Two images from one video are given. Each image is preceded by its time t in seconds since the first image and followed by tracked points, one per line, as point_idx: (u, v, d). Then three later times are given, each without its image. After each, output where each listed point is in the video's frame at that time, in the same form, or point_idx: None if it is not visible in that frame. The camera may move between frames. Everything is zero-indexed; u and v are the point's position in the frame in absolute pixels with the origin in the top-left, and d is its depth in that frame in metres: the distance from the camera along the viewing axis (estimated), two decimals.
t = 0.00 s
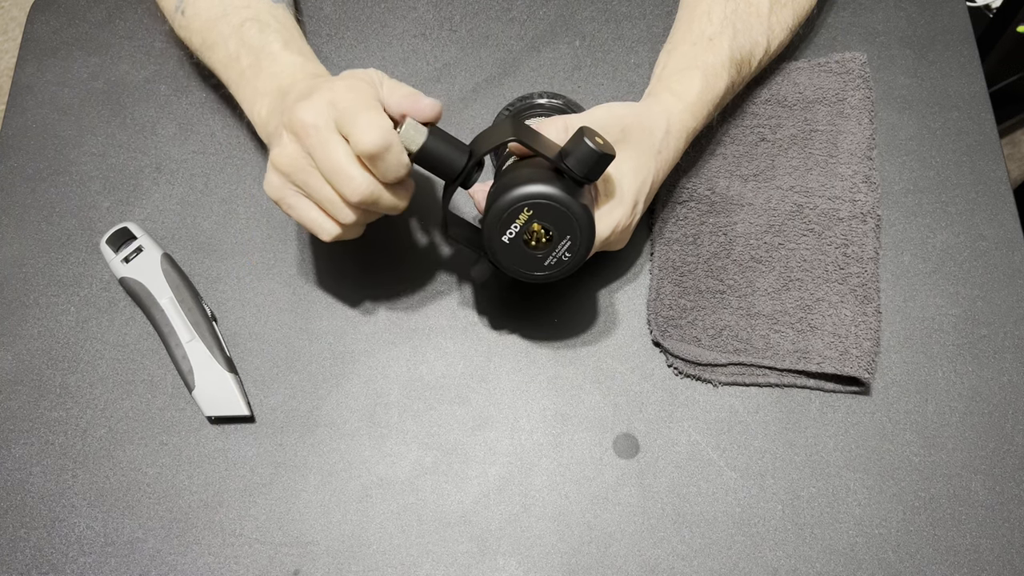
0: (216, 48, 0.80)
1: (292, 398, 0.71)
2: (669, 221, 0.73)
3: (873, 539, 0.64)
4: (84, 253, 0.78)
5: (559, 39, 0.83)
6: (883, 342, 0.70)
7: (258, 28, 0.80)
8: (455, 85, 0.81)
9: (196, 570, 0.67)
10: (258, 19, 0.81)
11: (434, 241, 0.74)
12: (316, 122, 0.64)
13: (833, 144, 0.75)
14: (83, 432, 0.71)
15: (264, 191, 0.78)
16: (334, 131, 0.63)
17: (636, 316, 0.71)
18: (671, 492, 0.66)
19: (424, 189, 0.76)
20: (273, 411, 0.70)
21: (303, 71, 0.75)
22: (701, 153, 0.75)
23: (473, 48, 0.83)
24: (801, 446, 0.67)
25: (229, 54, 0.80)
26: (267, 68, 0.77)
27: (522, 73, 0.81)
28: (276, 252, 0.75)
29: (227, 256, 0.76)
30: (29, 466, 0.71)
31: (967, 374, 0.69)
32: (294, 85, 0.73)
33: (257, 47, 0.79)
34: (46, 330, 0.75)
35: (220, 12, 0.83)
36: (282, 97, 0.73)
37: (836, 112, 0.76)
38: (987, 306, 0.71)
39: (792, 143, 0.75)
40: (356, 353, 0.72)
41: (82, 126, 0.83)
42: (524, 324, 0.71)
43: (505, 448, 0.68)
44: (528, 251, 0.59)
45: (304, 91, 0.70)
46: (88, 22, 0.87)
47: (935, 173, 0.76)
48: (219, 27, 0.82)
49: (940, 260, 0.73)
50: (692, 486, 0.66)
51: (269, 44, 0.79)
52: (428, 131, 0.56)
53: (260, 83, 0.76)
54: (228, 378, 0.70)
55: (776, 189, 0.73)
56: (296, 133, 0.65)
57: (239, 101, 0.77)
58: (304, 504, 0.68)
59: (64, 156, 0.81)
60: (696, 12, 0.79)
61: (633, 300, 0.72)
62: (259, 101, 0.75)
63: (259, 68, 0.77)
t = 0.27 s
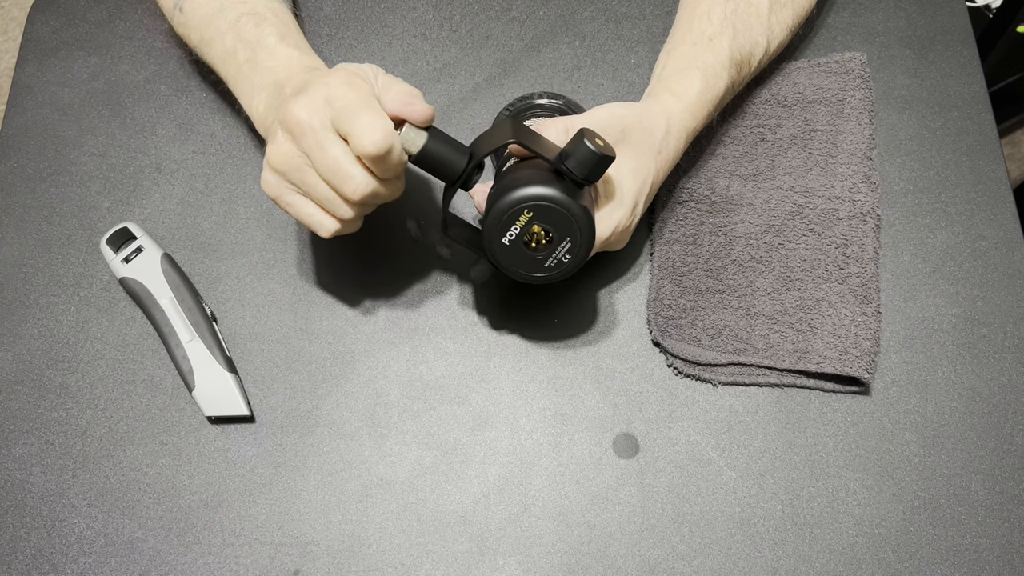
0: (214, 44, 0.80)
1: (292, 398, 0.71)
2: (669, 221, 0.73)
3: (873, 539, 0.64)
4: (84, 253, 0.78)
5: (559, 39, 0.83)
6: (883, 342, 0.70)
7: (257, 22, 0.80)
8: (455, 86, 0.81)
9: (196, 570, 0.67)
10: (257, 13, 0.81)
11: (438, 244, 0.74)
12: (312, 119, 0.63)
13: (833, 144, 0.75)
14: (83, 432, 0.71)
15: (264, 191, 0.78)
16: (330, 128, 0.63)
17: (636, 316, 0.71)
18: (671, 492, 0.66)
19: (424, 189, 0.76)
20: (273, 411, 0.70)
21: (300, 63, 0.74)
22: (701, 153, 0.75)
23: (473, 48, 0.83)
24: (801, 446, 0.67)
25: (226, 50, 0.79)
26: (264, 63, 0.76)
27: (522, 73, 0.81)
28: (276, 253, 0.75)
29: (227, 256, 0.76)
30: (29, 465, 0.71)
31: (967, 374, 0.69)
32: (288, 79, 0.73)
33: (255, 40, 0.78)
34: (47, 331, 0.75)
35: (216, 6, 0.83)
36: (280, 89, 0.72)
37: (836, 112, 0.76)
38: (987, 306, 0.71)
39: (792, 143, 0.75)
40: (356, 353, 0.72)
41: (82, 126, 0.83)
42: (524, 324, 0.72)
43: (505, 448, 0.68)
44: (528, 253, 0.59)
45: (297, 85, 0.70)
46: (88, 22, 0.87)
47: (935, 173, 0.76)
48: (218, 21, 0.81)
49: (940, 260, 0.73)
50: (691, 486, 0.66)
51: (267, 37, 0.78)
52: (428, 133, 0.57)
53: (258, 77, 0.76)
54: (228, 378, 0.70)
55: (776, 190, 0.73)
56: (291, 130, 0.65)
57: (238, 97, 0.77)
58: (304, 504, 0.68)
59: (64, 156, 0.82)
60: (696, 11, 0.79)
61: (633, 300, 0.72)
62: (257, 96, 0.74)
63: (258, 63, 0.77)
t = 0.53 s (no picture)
0: (215, 46, 0.80)
1: (292, 398, 0.71)
2: (669, 221, 0.73)
3: (873, 539, 0.64)
4: (84, 253, 0.78)
5: (559, 39, 0.83)
6: (883, 342, 0.70)
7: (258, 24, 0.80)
8: (455, 86, 0.81)
9: (196, 570, 0.67)
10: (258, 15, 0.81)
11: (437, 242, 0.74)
12: (313, 125, 0.64)
13: (833, 144, 0.75)
14: (83, 432, 0.71)
15: (264, 191, 0.78)
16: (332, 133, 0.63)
17: (636, 316, 0.71)
18: (671, 492, 0.66)
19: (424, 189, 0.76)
20: (272, 411, 0.70)
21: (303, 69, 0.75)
22: (701, 153, 0.75)
23: (473, 48, 0.83)
24: (801, 446, 0.67)
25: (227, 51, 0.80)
26: (266, 66, 0.77)
27: (522, 73, 0.81)
28: (276, 253, 0.75)
29: (227, 256, 0.76)
30: (29, 465, 0.71)
31: (967, 374, 0.69)
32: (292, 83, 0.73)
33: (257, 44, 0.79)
34: (47, 331, 0.75)
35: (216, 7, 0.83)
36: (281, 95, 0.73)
37: (836, 112, 0.76)
38: (987, 306, 0.71)
39: (791, 143, 0.75)
40: (356, 353, 0.72)
41: (82, 126, 0.83)
42: (523, 324, 0.71)
43: (505, 448, 0.68)
44: (532, 254, 0.59)
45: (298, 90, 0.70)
46: (88, 22, 0.87)
47: (935, 173, 0.76)
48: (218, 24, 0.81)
49: (940, 260, 0.73)
50: (691, 486, 0.66)
51: (268, 41, 0.79)
52: (434, 133, 0.56)
53: (260, 82, 0.76)
54: (228, 378, 0.70)
55: (776, 190, 0.73)
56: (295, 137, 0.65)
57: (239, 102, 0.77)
58: (304, 504, 0.68)
59: (64, 156, 0.82)
60: (696, 12, 0.79)
61: (633, 300, 0.72)
62: (258, 101, 0.75)
63: (260, 66, 0.77)
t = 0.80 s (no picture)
0: (235, 50, 0.80)
1: (292, 398, 0.71)
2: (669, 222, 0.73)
3: (873, 539, 0.64)
4: (84, 253, 0.78)
5: (559, 39, 0.83)
6: (883, 342, 0.70)
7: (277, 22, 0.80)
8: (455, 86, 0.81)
9: (197, 570, 0.67)
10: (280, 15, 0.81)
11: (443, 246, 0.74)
12: (387, 105, 0.64)
13: (833, 144, 0.75)
14: (83, 432, 0.71)
15: (264, 191, 0.78)
16: (411, 111, 0.64)
17: (636, 316, 0.71)
18: (671, 492, 0.66)
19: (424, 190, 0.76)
20: (272, 411, 0.70)
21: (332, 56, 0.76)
22: (702, 153, 0.75)
23: (473, 48, 0.83)
24: (801, 446, 0.67)
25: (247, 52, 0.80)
26: (290, 61, 0.77)
27: (522, 73, 0.81)
28: (276, 253, 0.76)
29: (227, 256, 0.76)
30: (29, 465, 0.71)
31: (967, 374, 0.69)
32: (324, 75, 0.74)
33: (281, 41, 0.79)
34: (47, 330, 0.75)
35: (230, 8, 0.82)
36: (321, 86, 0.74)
37: (836, 112, 0.76)
38: (987, 306, 0.71)
39: (791, 143, 0.75)
40: (356, 353, 0.72)
41: (82, 126, 0.83)
42: (525, 326, 0.71)
43: (505, 448, 0.68)
44: (578, 279, 0.58)
45: (344, 78, 0.71)
46: (88, 23, 0.87)
47: (935, 173, 0.76)
48: (236, 22, 0.81)
49: (940, 260, 0.73)
50: (691, 486, 0.66)
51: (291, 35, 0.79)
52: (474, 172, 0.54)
53: (286, 77, 0.77)
54: (228, 378, 0.70)
55: (776, 190, 0.73)
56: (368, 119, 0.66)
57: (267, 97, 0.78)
58: (304, 504, 0.68)
59: (64, 156, 0.81)
60: (703, 14, 0.78)
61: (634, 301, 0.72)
62: (290, 95, 0.76)
63: (283, 62, 0.77)
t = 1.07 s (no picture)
0: (244, 34, 0.82)
1: (292, 398, 0.71)
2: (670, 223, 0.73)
3: (873, 539, 0.64)
4: (84, 253, 0.78)
5: (559, 39, 0.83)
6: (883, 342, 0.70)
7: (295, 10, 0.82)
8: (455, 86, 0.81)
9: (196, 570, 0.67)
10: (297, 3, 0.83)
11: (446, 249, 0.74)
12: (443, 64, 0.71)
13: (833, 144, 0.75)
14: (83, 432, 0.71)
15: (264, 191, 0.78)
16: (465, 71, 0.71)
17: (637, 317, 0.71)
18: (671, 492, 0.66)
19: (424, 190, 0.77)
20: (272, 411, 0.70)
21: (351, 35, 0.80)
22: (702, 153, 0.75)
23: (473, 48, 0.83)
24: (801, 446, 0.67)
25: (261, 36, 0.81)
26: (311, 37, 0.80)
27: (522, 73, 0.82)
28: (276, 253, 0.76)
29: (227, 256, 0.76)
30: (29, 465, 0.71)
31: (967, 374, 0.69)
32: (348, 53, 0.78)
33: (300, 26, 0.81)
34: (46, 330, 0.75)
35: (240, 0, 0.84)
36: (351, 59, 0.77)
37: (836, 112, 0.76)
38: (987, 306, 0.71)
39: (791, 143, 0.75)
40: (356, 353, 0.72)
41: (82, 127, 0.83)
42: (525, 327, 0.71)
43: (505, 448, 0.68)
44: (598, 294, 0.58)
45: (382, 47, 0.76)
46: (88, 23, 0.87)
47: (935, 173, 0.76)
48: (252, 11, 0.83)
49: (941, 260, 0.73)
50: (692, 486, 0.66)
51: (311, 17, 0.81)
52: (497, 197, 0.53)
53: (306, 57, 0.79)
54: (228, 378, 0.70)
55: (777, 190, 0.73)
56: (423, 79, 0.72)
57: (284, 76, 0.80)
58: (304, 504, 0.68)
59: (65, 156, 0.82)
60: (706, 15, 0.79)
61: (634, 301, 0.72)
62: (314, 72, 0.78)
63: (304, 38, 0.81)
